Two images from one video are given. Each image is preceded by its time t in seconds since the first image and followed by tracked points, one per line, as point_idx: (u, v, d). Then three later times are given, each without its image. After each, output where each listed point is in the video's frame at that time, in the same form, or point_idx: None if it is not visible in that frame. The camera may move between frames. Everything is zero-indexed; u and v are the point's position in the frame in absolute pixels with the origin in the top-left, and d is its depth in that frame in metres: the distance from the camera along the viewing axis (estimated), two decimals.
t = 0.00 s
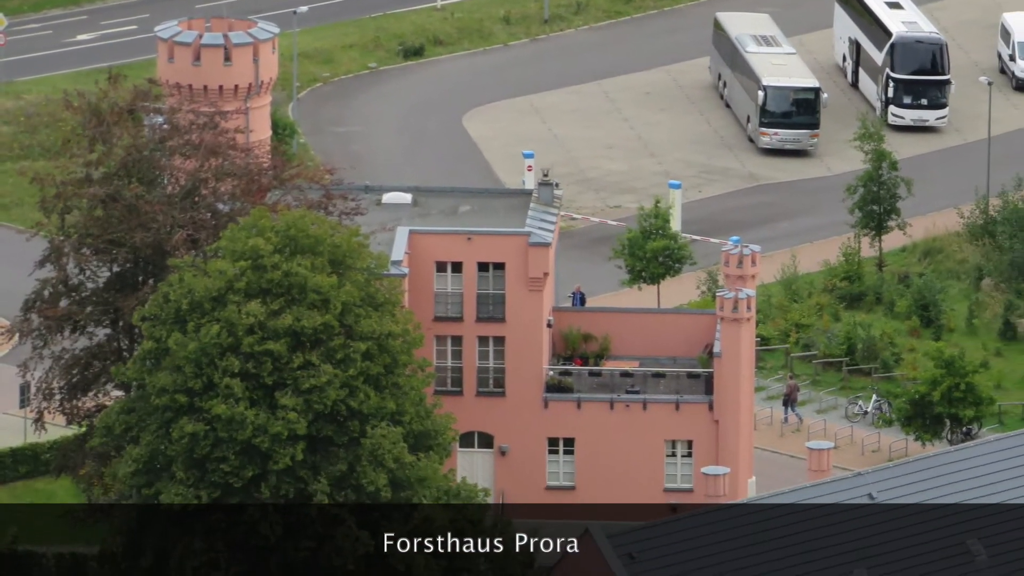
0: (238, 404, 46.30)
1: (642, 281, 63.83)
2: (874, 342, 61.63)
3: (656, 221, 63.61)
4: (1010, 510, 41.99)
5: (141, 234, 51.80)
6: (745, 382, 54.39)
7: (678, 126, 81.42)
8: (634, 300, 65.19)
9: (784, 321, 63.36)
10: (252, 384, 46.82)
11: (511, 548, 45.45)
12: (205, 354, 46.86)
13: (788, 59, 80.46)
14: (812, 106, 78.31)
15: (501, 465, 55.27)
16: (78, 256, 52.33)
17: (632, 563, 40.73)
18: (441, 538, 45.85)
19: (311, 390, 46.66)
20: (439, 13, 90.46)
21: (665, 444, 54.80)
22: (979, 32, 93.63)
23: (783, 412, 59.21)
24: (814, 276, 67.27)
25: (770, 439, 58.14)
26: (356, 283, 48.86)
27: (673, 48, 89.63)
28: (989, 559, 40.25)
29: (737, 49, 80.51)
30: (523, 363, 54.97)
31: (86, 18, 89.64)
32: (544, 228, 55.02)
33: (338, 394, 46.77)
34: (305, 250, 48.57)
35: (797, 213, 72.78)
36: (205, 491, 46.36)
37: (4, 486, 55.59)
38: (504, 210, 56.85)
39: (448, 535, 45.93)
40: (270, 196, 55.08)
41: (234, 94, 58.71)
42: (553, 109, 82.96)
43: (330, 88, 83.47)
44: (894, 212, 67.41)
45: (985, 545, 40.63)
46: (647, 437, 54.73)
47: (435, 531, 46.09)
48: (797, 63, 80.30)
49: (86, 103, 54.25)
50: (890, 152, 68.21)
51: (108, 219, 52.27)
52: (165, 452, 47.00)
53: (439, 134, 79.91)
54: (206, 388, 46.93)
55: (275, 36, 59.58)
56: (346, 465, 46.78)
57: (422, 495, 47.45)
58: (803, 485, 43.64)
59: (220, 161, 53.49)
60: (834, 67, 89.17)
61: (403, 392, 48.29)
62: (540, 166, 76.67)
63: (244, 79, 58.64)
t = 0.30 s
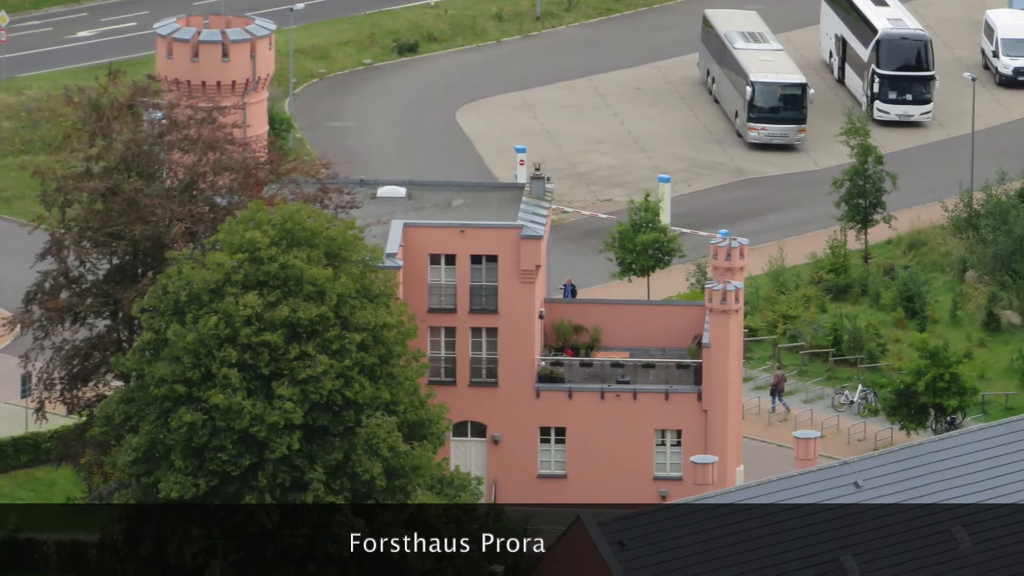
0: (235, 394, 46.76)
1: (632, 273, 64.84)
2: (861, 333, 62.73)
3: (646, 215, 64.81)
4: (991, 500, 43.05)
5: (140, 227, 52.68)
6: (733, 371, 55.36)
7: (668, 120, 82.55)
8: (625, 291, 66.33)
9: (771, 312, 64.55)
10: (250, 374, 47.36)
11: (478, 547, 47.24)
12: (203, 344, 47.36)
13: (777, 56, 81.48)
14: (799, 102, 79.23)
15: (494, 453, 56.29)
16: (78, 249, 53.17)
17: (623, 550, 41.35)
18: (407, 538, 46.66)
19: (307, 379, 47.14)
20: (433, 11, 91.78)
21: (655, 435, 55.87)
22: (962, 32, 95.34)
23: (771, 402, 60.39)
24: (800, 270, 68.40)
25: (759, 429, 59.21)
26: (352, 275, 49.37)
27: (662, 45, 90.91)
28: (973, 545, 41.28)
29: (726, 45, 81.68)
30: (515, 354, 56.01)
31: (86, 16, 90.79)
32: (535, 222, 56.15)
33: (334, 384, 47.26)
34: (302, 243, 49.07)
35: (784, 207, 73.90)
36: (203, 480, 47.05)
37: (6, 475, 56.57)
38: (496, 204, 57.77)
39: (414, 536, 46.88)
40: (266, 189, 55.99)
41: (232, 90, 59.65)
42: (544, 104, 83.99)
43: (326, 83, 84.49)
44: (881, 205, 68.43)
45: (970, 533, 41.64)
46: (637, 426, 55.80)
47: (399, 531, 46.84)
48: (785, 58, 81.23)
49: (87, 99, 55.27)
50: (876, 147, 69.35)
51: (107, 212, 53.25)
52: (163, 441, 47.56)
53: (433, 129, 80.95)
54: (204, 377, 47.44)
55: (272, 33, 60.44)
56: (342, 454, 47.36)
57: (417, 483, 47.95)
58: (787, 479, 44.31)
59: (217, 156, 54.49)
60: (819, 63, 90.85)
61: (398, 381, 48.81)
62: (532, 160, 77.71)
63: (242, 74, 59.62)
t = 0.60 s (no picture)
0: (233, 384, 47.45)
1: (622, 266, 65.91)
2: (847, 324, 63.87)
3: (636, 208, 65.85)
4: (970, 488, 46.01)
5: (140, 220, 53.69)
6: (722, 361, 56.40)
7: (657, 115, 83.64)
8: (615, 284, 67.42)
9: (760, 304, 65.67)
10: (247, 365, 48.10)
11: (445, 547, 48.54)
12: (202, 335, 48.05)
13: (766, 52, 82.51)
14: (786, 97, 80.36)
15: (487, 443, 57.36)
16: (78, 242, 54.31)
17: (614, 538, 43.90)
18: (373, 538, 47.90)
19: (303, 370, 47.89)
20: (427, 8, 92.91)
21: (645, 424, 56.96)
22: (948, 30, 96.62)
23: (759, 392, 61.49)
24: (788, 262, 69.50)
25: (747, 419, 60.35)
26: (347, 268, 50.21)
27: (653, 42, 92.06)
28: (956, 533, 44.56)
29: (714, 42, 82.73)
30: (507, 345, 57.04)
31: (86, 13, 91.86)
32: (527, 215, 57.18)
33: (330, 374, 48.01)
34: (298, 236, 49.77)
35: (773, 200, 74.99)
36: (201, 468, 47.68)
37: (8, 463, 57.55)
38: (489, 198, 58.92)
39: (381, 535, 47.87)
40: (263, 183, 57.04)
41: (229, 85, 60.65)
42: (536, 100, 85.01)
43: (322, 79, 85.55)
44: (867, 199, 69.55)
45: (954, 522, 44.81)
46: (628, 416, 56.84)
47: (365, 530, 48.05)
48: (773, 54, 82.26)
49: (87, 95, 56.30)
50: (862, 142, 70.40)
51: (107, 206, 54.18)
52: (162, 430, 48.20)
53: (428, 124, 81.99)
54: (201, 368, 48.14)
55: (269, 30, 61.49)
56: (338, 443, 48.07)
57: (411, 471, 48.69)
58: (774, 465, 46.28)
59: (215, 150, 55.43)
60: (806, 59, 92.04)
61: (393, 372, 49.51)
62: (524, 154, 78.77)
63: (239, 70, 60.63)
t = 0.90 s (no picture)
0: (230, 374, 47.93)
1: (613, 259, 66.99)
2: (834, 316, 65.03)
3: (626, 202, 66.95)
4: (959, 470, 47.11)
5: (139, 214, 54.54)
6: (711, 354, 57.46)
7: (648, 111, 84.71)
8: (607, 276, 68.50)
9: (748, 297, 66.79)
10: (245, 356, 48.60)
11: (410, 547, 47.88)
12: (200, 327, 48.58)
13: (754, 49, 83.48)
14: (774, 93, 81.26)
15: (480, 433, 58.34)
16: (78, 236, 55.01)
17: (604, 526, 45.39)
18: (339, 538, 47.45)
19: (300, 361, 48.42)
20: (421, 5, 93.99)
21: (635, 414, 57.96)
22: (933, 27, 97.82)
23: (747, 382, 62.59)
24: (776, 255, 70.61)
25: (735, 409, 61.45)
26: (343, 261, 50.71)
27: (643, 38, 93.14)
28: (941, 521, 45.64)
29: (703, 38, 83.72)
30: (500, 336, 58.06)
31: (86, 10, 92.90)
32: (519, 209, 58.18)
33: (326, 365, 48.55)
34: (295, 230, 50.52)
35: (761, 195, 76.09)
36: (199, 458, 47.99)
37: (11, 453, 58.59)
38: (482, 191, 59.87)
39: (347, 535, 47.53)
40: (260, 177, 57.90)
41: (227, 82, 61.66)
42: (529, 95, 86.02)
43: (318, 75, 86.56)
44: (853, 193, 70.75)
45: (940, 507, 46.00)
46: (618, 405, 57.85)
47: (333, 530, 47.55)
48: (761, 52, 83.26)
49: (87, 90, 57.31)
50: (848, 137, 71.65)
51: (107, 199, 55.04)
52: (161, 421, 48.64)
53: (422, 119, 83.01)
54: (200, 359, 48.59)
55: (265, 27, 62.62)
56: (334, 432, 48.50)
57: (405, 460, 49.15)
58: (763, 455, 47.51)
59: (213, 145, 56.50)
60: (793, 55, 93.22)
61: (388, 363, 50.11)
62: (516, 149, 79.82)
63: (237, 66, 61.62)
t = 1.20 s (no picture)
0: (228, 365, 48.68)
1: (604, 252, 68.02)
2: (822, 308, 66.14)
3: (617, 196, 68.00)
4: (938, 458, 49.34)
5: (139, 207, 55.51)
6: (700, 346, 58.44)
7: (637, 106, 85.75)
8: (598, 269, 69.54)
9: (737, 289, 67.88)
10: (242, 347, 49.35)
11: (376, 547, 48.09)
12: (198, 319, 49.36)
13: (743, 46, 84.43)
14: (763, 89, 82.28)
15: (473, 423, 59.32)
16: (79, 228, 56.17)
17: (596, 514, 47.36)
18: (306, 538, 47.70)
19: (296, 352, 49.12)
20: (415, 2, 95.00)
21: (626, 405, 58.92)
22: (919, 24, 98.92)
23: (736, 374, 63.69)
24: (765, 248, 71.66)
25: (724, 399, 62.53)
26: (339, 253, 51.49)
27: (633, 35, 94.17)
28: (926, 510, 47.98)
29: (693, 36, 84.72)
30: (493, 327, 59.13)
31: (86, 8, 93.89)
32: (512, 203, 59.19)
33: (322, 356, 49.29)
34: (291, 223, 51.26)
35: (750, 189, 77.18)
36: (197, 447, 48.71)
37: (12, 443, 59.62)
38: (476, 186, 60.91)
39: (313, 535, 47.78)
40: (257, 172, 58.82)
41: (225, 77, 62.78)
42: (521, 91, 87.01)
43: (314, 71, 87.55)
44: (840, 186, 71.82)
45: (922, 496, 48.32)
46: (610, 395, 58.88)
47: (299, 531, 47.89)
48: (750, 48, 84.21)
49: (88, 87, 58.31)
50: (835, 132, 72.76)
51: (107, 193, 56.11)
52: (160, 411, 49.37)
53: (416, 114, 84.01)
54: (198, 350, 49.35)
55: (263, 24, 63.64)
56: (329, 422, 49.25)
57: (400, 450, 49.83)
58: (752, 444, 49.09)
59: (211, 140, 57.39)
60: (782, 52, 94.28)
61: (382, 353, 50.84)
62: (509, 144, 80.83)
63: (234, 62, 62.69)
